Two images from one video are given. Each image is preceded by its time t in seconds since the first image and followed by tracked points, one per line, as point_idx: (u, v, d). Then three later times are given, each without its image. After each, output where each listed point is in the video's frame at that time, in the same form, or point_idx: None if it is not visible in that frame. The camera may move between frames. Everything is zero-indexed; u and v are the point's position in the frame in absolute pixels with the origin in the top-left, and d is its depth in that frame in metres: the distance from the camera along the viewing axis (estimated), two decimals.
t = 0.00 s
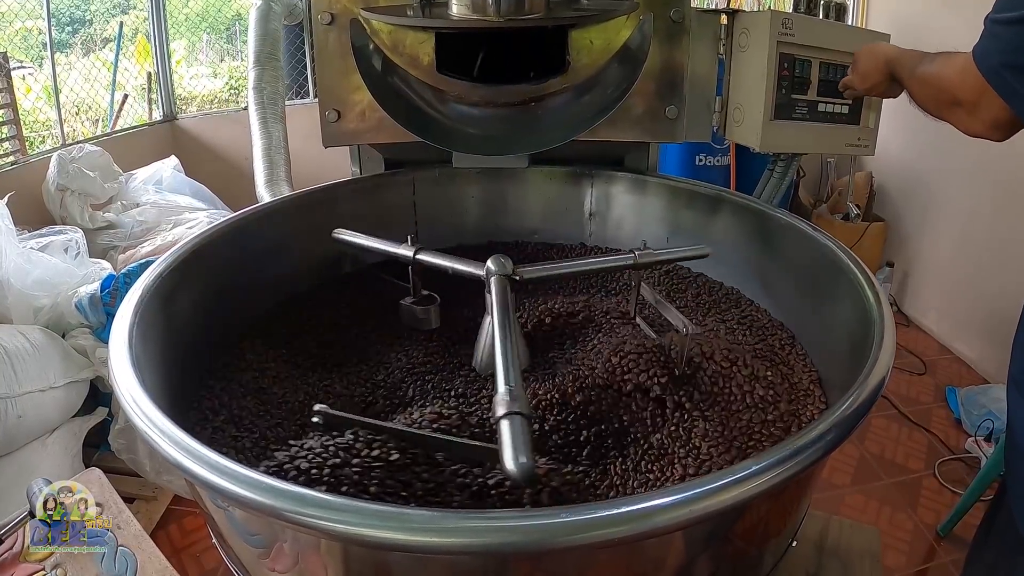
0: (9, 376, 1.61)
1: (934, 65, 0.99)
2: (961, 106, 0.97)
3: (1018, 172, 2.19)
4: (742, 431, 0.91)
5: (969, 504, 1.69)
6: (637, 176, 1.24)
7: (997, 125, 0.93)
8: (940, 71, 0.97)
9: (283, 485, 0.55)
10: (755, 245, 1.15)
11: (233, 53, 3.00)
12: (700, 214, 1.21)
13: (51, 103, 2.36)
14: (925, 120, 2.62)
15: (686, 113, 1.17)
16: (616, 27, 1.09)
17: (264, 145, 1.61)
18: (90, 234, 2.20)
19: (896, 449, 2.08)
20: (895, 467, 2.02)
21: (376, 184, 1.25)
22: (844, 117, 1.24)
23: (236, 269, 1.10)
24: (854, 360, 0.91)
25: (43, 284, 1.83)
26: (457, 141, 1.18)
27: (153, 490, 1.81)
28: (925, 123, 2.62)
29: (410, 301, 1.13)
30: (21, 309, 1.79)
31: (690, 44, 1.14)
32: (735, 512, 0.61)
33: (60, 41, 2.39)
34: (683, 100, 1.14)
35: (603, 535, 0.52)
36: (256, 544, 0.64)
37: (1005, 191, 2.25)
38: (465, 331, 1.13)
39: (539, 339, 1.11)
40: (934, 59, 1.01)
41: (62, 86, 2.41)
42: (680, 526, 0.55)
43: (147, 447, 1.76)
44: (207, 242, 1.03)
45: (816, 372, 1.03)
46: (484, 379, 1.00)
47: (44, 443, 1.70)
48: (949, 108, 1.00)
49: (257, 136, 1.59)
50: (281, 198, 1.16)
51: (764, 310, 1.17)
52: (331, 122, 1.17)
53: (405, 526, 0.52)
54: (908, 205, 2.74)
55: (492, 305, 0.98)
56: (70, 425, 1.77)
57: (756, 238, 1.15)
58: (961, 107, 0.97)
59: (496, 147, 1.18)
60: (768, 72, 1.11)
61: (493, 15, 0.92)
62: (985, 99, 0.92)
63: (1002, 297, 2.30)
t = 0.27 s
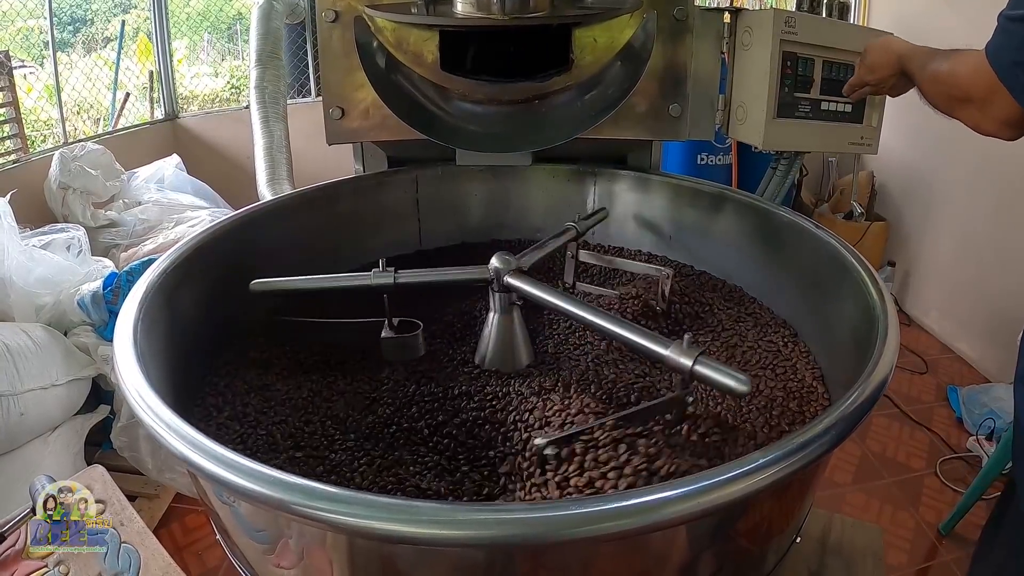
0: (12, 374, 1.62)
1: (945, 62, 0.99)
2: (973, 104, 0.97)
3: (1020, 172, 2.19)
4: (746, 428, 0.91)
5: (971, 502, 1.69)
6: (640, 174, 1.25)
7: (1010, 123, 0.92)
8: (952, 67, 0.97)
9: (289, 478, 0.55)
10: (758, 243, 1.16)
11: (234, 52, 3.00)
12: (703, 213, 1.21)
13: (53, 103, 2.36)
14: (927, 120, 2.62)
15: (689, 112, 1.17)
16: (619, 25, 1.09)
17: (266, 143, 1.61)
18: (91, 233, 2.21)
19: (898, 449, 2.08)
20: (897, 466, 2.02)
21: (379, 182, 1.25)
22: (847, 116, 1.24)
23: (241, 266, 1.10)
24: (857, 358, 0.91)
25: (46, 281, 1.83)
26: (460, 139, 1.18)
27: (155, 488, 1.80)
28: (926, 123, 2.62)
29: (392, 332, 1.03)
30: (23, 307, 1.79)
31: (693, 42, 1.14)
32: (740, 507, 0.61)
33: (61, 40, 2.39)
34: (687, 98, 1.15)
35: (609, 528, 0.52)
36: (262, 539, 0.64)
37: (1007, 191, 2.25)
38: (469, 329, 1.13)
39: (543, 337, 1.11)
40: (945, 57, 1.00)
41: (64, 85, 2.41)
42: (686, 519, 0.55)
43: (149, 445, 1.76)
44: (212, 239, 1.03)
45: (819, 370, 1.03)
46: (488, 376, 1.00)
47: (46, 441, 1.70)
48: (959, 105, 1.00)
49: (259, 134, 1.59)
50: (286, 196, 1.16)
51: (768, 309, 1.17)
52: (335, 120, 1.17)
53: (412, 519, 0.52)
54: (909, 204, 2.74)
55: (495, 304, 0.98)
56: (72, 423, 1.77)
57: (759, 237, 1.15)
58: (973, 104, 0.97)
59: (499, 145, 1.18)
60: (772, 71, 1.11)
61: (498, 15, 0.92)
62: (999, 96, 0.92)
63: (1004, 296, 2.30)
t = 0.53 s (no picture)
0: (14, 372, 1.62)
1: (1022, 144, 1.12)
2: None
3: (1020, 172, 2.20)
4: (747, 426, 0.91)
5: (971, 502, 1.70)
6: (642, 174, 1.25)
7: None
8: None
9: (295, 474, 0.56)
10: (759, 242, 1.16)
11: (235, 52, 3.00)
12: (704, 212, 1.22)
13: (54, 102, 2.36)
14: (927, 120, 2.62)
15: (691, 112, 1.17)
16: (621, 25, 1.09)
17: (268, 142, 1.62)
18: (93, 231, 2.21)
19: (898, 448, 2.09)
20: (897, 465, 2.02)
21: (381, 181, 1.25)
22: (847, 116, 1.24)
23: (243, 265, 1.10)
24: (858, 356, 0.91)
25: (48, 280, 1.84)
26: (463, 138, 1.18)
27: (157, 487, 1.81)
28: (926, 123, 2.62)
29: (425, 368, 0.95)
30: (25, 306, 1.79)
31: (695, 42, 1.15)
32: (741, 504, 0.61)
33: (62, 39, 2.39)
34: (688, 98, 1.15)
35: (613, 524, 0.53)
36: (266, 536, 0.65)
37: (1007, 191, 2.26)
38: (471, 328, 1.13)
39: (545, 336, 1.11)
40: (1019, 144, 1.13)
41: (66, 84, 2.41)
42: (687, 516, 0.55)
43: (151, 443, 1.76)
44: (215, 238, 1.03)
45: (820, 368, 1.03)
46: (490, 375, 1.01)
47: (49, 439, 1.71)
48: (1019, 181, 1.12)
49: (261, 133, 1.59)
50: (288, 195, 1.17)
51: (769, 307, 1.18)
52: (337, 119, 1.18)
53: (417, 515, 0.52)
54: (910, 204, 2.74)
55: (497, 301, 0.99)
56: (74, 421, 1.78)
57: (760, 236, 1.16)
58: None
59: (502, 145, 1.19)
60: (773, 71, 1.11)
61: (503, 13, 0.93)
62: None
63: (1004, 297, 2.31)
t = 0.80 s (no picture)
0: (16, 372, 1.62)
1: None
2: None
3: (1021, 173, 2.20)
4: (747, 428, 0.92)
5: (971, 502, 1.70)
6: (643, 176, 1.25)
7: None
8: None
9: (299, 477, 0.56)
10: (760, 244, 1.16)
11: (236, 51, 2.99)
12: (705, 214, 1.22)
13: (54, 101, 2.36)
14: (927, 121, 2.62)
15: (692, 114, 1.17)
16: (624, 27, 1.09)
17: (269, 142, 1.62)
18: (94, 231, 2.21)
19: (898, 449, 2.09)
20: (897, 466, 2.02)
21: (383, 182, 1.26)
22: (848, 118, 1.24)
23: (245, 266, 1.10)
24: (858, 359, 0.92)
25: (50, 280, 1.84)
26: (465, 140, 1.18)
27: (158, 486, 1.81)
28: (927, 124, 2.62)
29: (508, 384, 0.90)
30: (27, 306, 1.80)
31: (696, 45, 1.15)
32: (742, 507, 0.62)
33: (62, 39, 2.38)
34: (690, 100, 1.15)
35: (615, 527, 0.53)
36: (270, 538, 0.65)
37: (1007, 193, 2.26)
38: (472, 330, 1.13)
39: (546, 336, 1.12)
40: None
41: (67, 84, 2.41)
42: (688, 519, 0.56)
43: (152, 443, 1.77)
44: (217, 240, 1.04)
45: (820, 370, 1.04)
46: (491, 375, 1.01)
47: (51, 439, 1.71)
48: None
49: (262, 134, 1.59)
50: (290, 196, 1.17)
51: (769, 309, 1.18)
52: (340, 120, 1.18)
53: (421, 517, 0.53)
54: (910, 205, 2.75)
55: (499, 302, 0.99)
56: (76, 421, 1.78)
57: (761, 238, 1.16)
58: None
59: (504, 146, 1.19)
60: (774, 74, 1.11)
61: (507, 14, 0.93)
62: None
63: (1004, 298, 2.31)
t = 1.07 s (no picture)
0: (19, 370, 1.63)
1: None
2: None
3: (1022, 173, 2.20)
4: (749, 427, 0.92)
5: (971, 502, 1.70)
6: (646, 176, 1.26)
7: None
8: None
9: (306, 473, 0.56)
10: (761, 243, 1.17)
11: (237, 50, 2.99)
12: (707, 213, 1.23)
13: (55, 100, 2.36)
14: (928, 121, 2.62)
15: (695, 113, 1.18)
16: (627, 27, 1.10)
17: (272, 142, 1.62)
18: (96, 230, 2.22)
19: (899, 448, 2.09)
20: (898, 465, 2.03)
21: (386, 181, 1.26)
22: (850, 118, 1.25)
23: (250, 265, 1.11)
24: (860, 359, 0.92)
25: (52, 278, 1.84)
26: (468, 138, 1.19)
27: (160, 485, 1.81)
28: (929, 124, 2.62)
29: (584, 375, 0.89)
30: (29, 304, 1.80)
31: (700, 44, 1.15)
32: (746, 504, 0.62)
33: (63, 37, 2.38)
34: (693, 100, 1.16)
35: (621, 524, 0.54)
36: (277, 535, 0.65)
37: (1008, 193, 2.26)
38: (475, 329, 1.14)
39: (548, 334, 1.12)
40: None
41: (67, 82, 2.41)
42: (693, 516, 0.56)
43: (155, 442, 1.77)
44: (222, 238, 1.04)
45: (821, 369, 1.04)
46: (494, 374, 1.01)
47: (53, 437, 1.71)
48: None
49: (264, 133, 1.60)
50: (294, 195, 1.17)
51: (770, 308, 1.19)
52: (344, 119, 1.19)
53: (430, 514, 0.53)
54: (911, 205, 2.75)
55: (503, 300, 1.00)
56: (77, 420, 1.78)
57: (763, 237, 1.17)
58: None
59: (507, 145, 1.19)
60: (777, 73, 1.12)
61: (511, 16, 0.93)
62: None
63: (1005, 297, 2.31)
